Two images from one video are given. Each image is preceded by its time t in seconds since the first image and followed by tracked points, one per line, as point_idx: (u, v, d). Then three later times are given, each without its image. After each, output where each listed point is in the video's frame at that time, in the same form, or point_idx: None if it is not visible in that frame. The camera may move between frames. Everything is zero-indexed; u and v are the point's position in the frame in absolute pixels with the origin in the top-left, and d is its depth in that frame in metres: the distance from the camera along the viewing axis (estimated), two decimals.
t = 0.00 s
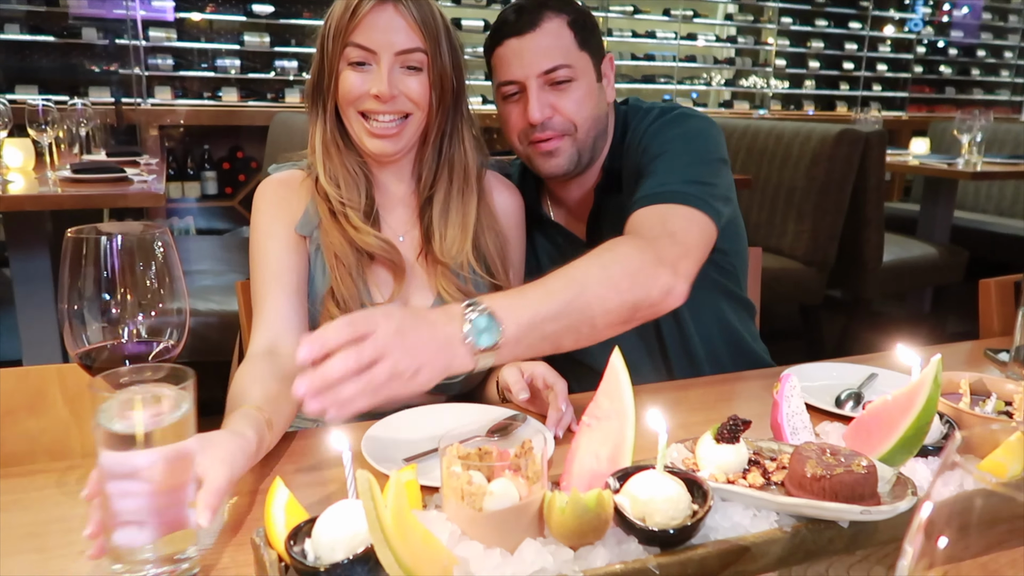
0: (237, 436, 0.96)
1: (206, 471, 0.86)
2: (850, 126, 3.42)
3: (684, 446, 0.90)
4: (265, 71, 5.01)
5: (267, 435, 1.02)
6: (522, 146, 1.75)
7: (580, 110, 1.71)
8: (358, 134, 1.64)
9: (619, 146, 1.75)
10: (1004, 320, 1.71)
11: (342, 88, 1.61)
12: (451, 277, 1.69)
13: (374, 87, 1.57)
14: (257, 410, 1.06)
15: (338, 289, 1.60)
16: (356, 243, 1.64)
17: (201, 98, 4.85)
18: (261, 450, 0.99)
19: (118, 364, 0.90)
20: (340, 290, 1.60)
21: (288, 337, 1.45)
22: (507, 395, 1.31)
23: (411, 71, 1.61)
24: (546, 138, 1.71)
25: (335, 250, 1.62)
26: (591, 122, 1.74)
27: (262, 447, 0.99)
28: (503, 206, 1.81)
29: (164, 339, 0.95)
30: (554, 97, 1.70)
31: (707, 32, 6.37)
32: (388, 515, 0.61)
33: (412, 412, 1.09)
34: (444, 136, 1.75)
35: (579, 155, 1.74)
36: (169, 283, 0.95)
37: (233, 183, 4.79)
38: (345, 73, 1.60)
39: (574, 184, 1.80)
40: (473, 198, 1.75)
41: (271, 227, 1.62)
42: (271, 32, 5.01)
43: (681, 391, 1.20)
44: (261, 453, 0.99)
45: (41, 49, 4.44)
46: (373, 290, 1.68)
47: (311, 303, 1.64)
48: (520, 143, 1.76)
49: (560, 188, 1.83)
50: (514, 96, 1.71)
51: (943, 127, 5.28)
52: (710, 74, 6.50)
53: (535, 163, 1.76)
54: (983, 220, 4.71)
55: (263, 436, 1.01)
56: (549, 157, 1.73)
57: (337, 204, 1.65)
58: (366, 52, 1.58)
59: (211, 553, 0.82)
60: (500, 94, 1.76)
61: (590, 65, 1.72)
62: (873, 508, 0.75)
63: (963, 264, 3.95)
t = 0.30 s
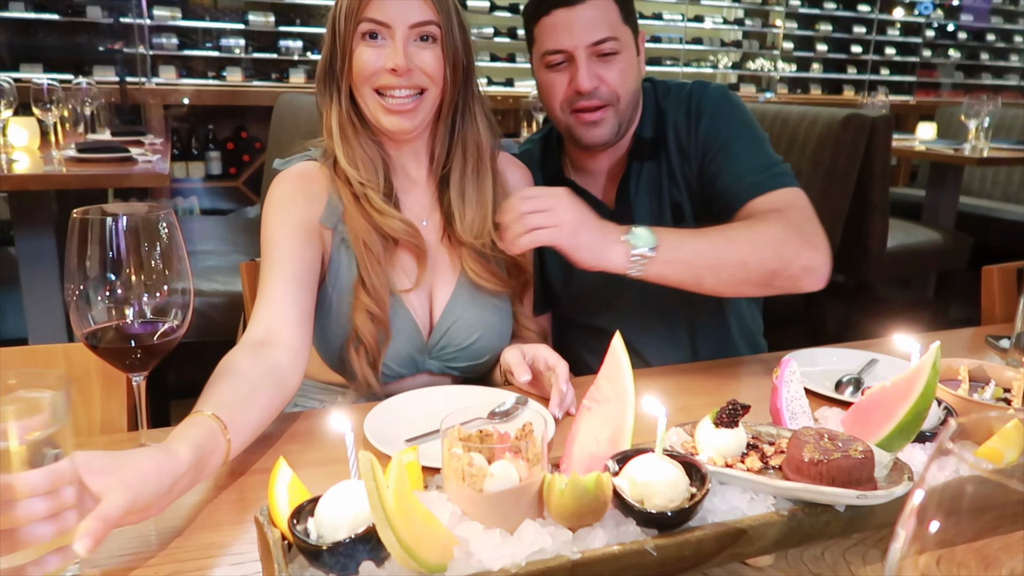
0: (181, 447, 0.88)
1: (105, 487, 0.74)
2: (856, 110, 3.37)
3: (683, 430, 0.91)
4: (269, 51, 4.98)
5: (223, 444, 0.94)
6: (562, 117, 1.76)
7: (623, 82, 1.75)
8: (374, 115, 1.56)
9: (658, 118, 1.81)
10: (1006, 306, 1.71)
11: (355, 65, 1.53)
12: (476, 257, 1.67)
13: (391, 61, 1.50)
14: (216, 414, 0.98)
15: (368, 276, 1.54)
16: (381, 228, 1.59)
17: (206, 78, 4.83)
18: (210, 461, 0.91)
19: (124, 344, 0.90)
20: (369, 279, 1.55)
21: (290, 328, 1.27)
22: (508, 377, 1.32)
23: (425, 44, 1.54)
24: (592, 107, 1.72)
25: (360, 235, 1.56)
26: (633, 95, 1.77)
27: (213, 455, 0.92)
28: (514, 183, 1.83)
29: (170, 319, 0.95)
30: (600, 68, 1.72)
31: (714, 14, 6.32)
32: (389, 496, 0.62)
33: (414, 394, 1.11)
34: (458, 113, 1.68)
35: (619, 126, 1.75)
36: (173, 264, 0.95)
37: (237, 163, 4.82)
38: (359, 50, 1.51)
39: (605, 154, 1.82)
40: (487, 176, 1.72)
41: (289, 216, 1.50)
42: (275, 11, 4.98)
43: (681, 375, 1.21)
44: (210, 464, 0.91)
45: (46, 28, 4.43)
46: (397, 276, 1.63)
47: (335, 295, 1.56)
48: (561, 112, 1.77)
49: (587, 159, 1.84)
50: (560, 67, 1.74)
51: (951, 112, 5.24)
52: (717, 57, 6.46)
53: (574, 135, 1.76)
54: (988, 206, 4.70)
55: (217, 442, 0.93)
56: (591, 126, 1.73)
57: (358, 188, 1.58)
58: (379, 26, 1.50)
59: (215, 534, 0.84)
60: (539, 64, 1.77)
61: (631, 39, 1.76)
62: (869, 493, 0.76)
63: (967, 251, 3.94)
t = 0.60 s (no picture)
0: (112, 463, 0.81)
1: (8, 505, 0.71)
2: (855, 98, 3.35)
3: (679, 418, 0.91)
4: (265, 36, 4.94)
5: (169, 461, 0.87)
6: (610, 93, 1.80)
7: (675, 67, 1.79)
8: (390, 101, 1.54)
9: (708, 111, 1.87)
10: (1001, 295, 1.72)
11: (369, 53, 1.50)
12: (489, 242, 1.64)
13: (406, 45, 1.47)
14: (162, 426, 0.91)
15: (396, 265, 1.52)
16: (403, 216, 1.56)
17: (203, 62, 4.82)
18: (153, 478, 0.85)
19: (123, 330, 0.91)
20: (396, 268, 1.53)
21: (280, 333, 1.17)
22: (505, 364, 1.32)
23: (438, 28, 1.51)
24: (643, 86, 1.76)
25: (385, 224, 1.53)
26: (681, 82, 1.81)
27: (159, 470, 0.86)
28: (524, 173, 1.78)
29: (169, 306, 0.95)
30: (657, 51, 1.77)
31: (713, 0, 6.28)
32: (388, 482, 0.63)
33: (411, 380, 1.11)
34: (468, 98, 1.66)
35: (664, 109, 1.79)
36: (171, 251, 0.95)
37: (234, 148, 4.81)
38: (372, 36, 1.49)
39: (642, 141, 1.84)
40: (499, 162, 1.69)
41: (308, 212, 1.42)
42: None
43: (677, 362, 1.22)
44: (153, 481, 0.85)
45: (41, 11, 4.39)
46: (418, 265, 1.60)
47: (357, 285, 1.54)
48: (610, 88, 1.79)
49: (624, 141, 1.85)
50: (618, 42, 1.78)
51: (950, 100, 5.23)
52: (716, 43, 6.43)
53: (619, 113, 1.79)
54: (986, 194, 4.70)
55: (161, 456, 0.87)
56: (638, 107, 1.77)
57: (381, 177, 1.54)
58: (393, 12, 1.47)
59: (215, 520, 0.85)
60: (595, 37, 1.81)
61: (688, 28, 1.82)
62: (862, 480, 0.77)
63: (964, 239, 3.95)
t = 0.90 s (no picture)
0: (52, 466, 0.79)
1: None
2: (849, 91, 3.35)
3: (674, 410, 0.92)
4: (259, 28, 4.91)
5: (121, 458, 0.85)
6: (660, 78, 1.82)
7: (727, 63, 1.81)
8: (405, 101, 1.52)
9: (747, 114, 1.91)
10: (994, 287, 1.72)
11: (383, 53, 1.49)
12: (500, 237, 1.64)
13: (422, 46, 1.46)
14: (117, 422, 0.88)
15: (418, 263, 1.53)
16: (423, 211, 1.55)
17: (195, 55, 4.78)
18: (103, 476, 0.83)
19: (118, 324, 0.91)
20: (418, 266, 1.53)
21: (267, 326, 1.11)
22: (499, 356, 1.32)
23: (450, 26, 1.50)
24: (693, 77, 1.79)
25: (409, 217, 1.53)
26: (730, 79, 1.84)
27: (108, 474, 0.83)
28: (530, 169, 1.77)
29: (163, 299, 0.96)
30: (713, 45, 1.80)
31: None
32: (385, 475, 0.63)
33: (406, 374, 1.11)
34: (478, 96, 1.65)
35: (709, 103, 1.82)
36: (165, 245, 0.96)
37: (228, 142, 4.81)
38: (387, 36, 1.47)
39: (683, 132, 1.87)
40: (508, 160, 1.69)
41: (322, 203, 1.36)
42: None
43: (672, 355, 1.22)
44: (100, 483, 0.82)
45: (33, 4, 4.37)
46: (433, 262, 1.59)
47: (372, 283, 1.53)
48: (659, 74, 1.82)
49: (665, 130, 1.88)
50: (677, 30, 1.81)
51: (943, 93, 5.24)
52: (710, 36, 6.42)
53: (665, 100, 1.81)
54: (978, 187, 4.72)
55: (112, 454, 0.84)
56: (685, 97, 1.79)
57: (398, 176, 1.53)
58: (407, 12, 1.45)
59: (211, 512, 0.85)
60: (655, 22, 1.83)
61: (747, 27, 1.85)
62: (856, 472, 0.78)
63: (957, 232, 3.97)
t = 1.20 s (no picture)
0: (109, 432, 0.79)
1: None
2: (850, 84, 3.35)
3: (677, 404, 0.92)
4: (258, 21, 4.91)
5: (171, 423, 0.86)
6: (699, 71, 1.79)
7: (768, 62, 1.78)
8: (417, 94, 1.52)
9: (777, 112, 1.90)
10: (996, 281, 1.72)
11: (396, 47, 1.49)
12: (506, 232, 1.64)
13: (436, 42, 1.47)
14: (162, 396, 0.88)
15: (425, 248, 1.53)
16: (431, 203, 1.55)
17: (196, 48, 4.78)
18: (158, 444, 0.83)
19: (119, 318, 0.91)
20: (427, 255, 1.53)
21: (288, 305, 1.12)
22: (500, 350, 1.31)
23: (464, 23, 1.50)
24: (732, 74, 1.76)
25: (418, 210, 1.53)
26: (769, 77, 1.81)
27: (157, 444, 0.83)
28: (537, 166, 1.77)
29: (166, 294, 0.95)
30: (756, 42, 1.76)
31: None
32: (389, 468, 0.63)
33: (410, 367, 1.11)
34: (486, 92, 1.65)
35: (745, 100, 1.79)
36: (167, 238, 0.95)
37: (229, 135, 4.82)
38: (399, 31, 1.48)
39: (717, 125, 1.85)
40: (515, 156, 1.69)
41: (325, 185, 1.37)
42: None
43: (674, 349, 1.22)
44: (151, 454, 0.82)
45: None
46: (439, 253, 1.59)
47: (377, 273, 1.54)
48: (698, 68, 1.79)
49: (697, 121, 1.86)
50: (719, 24, 1.76)
51: (945, 86, 5.23)
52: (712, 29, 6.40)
53: (702, 94, 1.78)
54: (980, 181, 4.71)
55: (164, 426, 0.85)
56: (722, 92, 1.77)
57: (405, 169, 1.53)
58: (422, 7, 1.46)
59: (215, 505, 0.86)
60: (699, 13, 1.79)
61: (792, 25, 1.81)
62: (859, 465, 0.78)
63: (959, 226, 3.96)
